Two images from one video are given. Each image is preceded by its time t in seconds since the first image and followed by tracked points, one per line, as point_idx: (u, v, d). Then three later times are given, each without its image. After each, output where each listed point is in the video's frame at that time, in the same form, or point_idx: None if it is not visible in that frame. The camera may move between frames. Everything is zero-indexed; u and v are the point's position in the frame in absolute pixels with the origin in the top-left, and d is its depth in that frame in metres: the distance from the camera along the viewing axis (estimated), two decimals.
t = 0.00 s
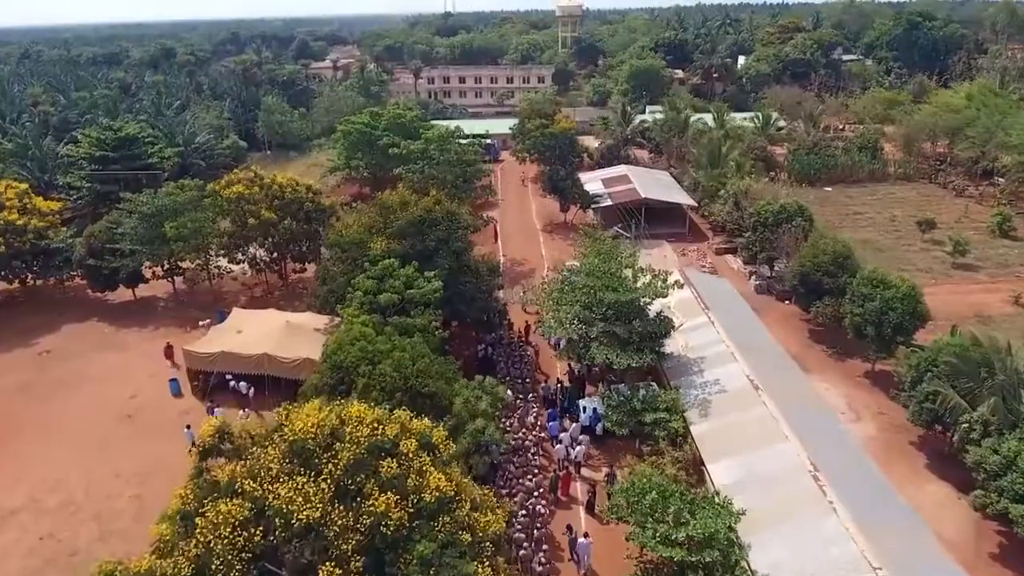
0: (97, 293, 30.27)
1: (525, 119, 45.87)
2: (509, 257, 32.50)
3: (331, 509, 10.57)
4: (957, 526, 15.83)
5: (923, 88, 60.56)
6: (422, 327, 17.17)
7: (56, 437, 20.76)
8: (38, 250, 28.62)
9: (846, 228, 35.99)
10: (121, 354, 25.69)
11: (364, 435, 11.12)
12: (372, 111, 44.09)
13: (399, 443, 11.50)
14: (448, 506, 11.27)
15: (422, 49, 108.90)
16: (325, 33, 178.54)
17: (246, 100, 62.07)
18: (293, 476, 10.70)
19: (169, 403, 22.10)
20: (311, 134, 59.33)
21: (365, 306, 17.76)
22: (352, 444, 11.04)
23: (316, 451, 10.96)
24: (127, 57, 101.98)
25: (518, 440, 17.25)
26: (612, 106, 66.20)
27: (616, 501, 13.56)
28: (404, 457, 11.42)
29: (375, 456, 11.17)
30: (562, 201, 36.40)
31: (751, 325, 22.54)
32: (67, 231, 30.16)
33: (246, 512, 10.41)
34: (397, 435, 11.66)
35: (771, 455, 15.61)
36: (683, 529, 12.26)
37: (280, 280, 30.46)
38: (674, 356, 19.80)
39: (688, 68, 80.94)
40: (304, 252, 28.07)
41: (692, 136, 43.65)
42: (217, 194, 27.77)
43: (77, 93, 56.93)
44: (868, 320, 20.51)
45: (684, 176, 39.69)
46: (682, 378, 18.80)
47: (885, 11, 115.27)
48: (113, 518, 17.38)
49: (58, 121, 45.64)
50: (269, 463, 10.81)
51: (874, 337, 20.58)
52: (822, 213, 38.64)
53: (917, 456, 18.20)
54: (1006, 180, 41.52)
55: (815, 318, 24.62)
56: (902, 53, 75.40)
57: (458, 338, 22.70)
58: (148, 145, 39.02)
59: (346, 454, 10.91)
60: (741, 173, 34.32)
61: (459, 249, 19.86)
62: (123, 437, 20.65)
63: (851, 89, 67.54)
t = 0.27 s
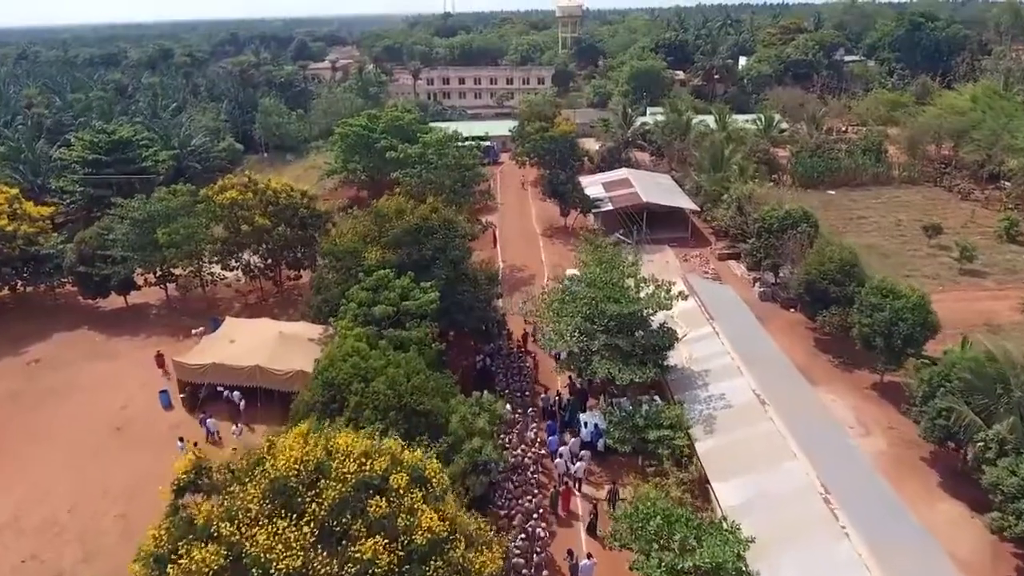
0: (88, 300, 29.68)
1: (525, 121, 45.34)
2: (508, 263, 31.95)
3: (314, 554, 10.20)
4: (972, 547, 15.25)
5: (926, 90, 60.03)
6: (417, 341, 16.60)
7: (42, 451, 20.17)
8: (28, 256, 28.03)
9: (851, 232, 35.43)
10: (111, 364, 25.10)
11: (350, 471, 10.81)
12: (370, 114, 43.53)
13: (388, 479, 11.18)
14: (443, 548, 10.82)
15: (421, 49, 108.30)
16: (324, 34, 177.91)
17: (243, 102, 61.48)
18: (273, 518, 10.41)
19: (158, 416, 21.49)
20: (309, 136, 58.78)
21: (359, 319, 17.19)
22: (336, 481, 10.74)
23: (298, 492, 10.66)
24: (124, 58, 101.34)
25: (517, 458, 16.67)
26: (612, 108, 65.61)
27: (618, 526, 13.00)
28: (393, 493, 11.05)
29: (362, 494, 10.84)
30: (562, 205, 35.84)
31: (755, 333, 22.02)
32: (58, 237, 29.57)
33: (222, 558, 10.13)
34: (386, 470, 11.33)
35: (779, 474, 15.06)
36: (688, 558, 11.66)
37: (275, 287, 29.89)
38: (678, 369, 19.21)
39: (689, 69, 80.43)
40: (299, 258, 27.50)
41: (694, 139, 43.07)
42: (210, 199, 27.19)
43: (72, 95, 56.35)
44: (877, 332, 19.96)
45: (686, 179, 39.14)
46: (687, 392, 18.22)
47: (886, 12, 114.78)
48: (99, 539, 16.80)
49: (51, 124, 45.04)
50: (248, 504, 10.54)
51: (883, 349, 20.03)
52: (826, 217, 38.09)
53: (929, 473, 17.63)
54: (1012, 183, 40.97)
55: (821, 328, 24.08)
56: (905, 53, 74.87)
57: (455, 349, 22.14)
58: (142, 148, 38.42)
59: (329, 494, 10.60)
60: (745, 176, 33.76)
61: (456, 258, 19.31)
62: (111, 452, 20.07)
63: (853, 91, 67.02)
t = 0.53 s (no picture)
0: (78, 308, 29.07)
1: (525, 124, 44.73)
2: (507, 269, 31.38)
3: None
4: (990, 571, 14.64)
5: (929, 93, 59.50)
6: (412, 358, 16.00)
7: (27, 468, 19.58)
8: (16, 263, 27.40)
9: (856, 238, 34.84)
10: (100, 375, 24.50)
11: (336, 516, 10.44)
12: (367, 117, 42.97)
13: (377, 523, 10.76)
14: None
15: (420, 50, 107.70)
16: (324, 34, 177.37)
17: (240, 103, 60.90)
18: (251, 567, 9.98)
19: (147, 431, 20.91)
20: (306, 138, 58.27)
21: (352, 334, 16.58)
22: (321, 527, 10.36)
23: (278, 541, 10.26)
24: (121, 59, 100.73)
25: (516, 478, 16.08)
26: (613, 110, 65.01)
27: (621, 556, 12.43)
28: (380, 537, 10.65)
29: (347, 539, 10.44)
30: (562, 210, 35.24)
31: (760, 343, 21.47)
32: (47, 243, 28.95)
33: None
34: (374, 512, 10.93)
35: (789, 496, 14.47)
36: None
37: (269, 294, 29.27)
38: (682, 383, 18.61)
39: (690, 71, 79.90)
40: (293, 266, 26.90)
41: (696, 142, 42.48)
42: (201, 205, 26.53)
43: (66, 97, 55.76)
44: (887, 344, 19.39)
45: (688, 183, 38.54)
46: (691, 408, 17.63)
47: (887, 13, 114.25)
48: (83, 562, 16.20)
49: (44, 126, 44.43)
50: (224, 553, 10.04)
51: (893, 361, 19.45)
52: (831, 221, 37.51)
53: (942, 491, 17.04)
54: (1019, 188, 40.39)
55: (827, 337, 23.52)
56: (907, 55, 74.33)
57: (453, 362, 21.55)
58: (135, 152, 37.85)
59: (312, 541, 10.18)
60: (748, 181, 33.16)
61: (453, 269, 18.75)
62: (98, 469, 19.47)
63: (855, 93, 66.45)
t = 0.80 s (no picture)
0: (66, 319, 28.32)
1: (525, 127, 43.97)
2: (506, 277, 30.66)
3: None
4: None
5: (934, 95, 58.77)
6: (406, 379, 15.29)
7: (6, 490, 18.83)
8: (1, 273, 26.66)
9: (863, 244, 34.10)
10: (86, 389, 23.76)
11: None
12: (364, 120, 42.23)
13: None
14: None
15: (419, 50, 106.89)
16: (323, 35, 176.69)
17: (236, 106, 60.17)
18: None
19: (132, 449, 20.17)
20: (303, 141, 57.60)
21: (344, 354, 15.87)
22: None
23: None
24: (118, 60, 100.00)
25: (515, 505, 15.35)
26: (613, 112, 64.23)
27: None
28: None
29: None
30: (562, 217, 34.52)
31: (768, 357, 20.75)
32: (34, 251, 28.20)
33: None
34: (359, 570, 10.29)
35: (802, 526, 13.73)
36: None
37: (262, 304, 28.53)
38: (688, 402, 17.88)
39: (691, 72, 79.17)
40: (287, 275, 26.14)
41: (699, 146, 41.74)
42: (191, 213, 25.67)
43: (60, 100, 55.01)
44: (901, 361, 18.65)
45: (691, 188, 37.80)
46: (697, 430, 16.92)
47: (889, 13, 113.02)
48: None
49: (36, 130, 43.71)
50: None
51: (907, 378, 18.71)
52: (836, 227, 36.78)
53: (961, 516, 16.32)
54: None
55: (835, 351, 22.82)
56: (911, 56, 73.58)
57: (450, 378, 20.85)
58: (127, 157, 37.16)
59: None
60: (753, 186, 32.42)
61: (450, 282, 18.00)
62: (80, 491, 18.71)
63: (859, 94, 65.73)
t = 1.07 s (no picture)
0: (54, 328, 27.67)
1: (524, 129, 43.34)
2: (505, 284, 30.05)
3: None
4: None
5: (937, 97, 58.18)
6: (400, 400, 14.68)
7: None
8: None
9: (868, 250, 33.49)
10: (73, 401, 23.12)
11: None
12: (361, 123, 41.63)
13: None
14: None
15: (418, 51, 106.28)
16: (322, 35, 176.04)
17: (232, 107, 59.55)
18: None
19: (118, 467, 19.54)
20: (300, 143, 57.04)
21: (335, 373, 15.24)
22: None
23: None
24: (115, 61, 99.39)
25: (513, 531, 14.72)
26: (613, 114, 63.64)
27: None
28: None
29: None
30: (562, 222, 33.90)
31: (774, 369, 20.13)
32: (21, 259, 27.58)
33: None
34: None
35: (813, 555, 13.11)
36: None
37: (255, 313, 27.90)
38: (692, 421, 17.25)
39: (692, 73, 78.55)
40: (280, 284, 25.49)
41: (700, 150, 41.14)
42: (181, 220, 25.03)
43: (53, 102, 54.39)
44: (913, 377, 18.04)
45: (693, 193, 37.18)
46: (702, 451, 16.28)
47: (890, 14, 112.45)
48: None
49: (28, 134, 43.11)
50: None
51: (919, 394, 18.10)
52: (841, 232, 36.17)
53: (976, 539, 15.71)
54: None
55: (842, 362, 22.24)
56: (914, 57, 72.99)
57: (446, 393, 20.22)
58: (119, 161, 36.54)
59: None
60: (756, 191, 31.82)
61: (446, 295, 17.39)
62: (62, 512, 18.08)
63: (861, 96, 65.16)
